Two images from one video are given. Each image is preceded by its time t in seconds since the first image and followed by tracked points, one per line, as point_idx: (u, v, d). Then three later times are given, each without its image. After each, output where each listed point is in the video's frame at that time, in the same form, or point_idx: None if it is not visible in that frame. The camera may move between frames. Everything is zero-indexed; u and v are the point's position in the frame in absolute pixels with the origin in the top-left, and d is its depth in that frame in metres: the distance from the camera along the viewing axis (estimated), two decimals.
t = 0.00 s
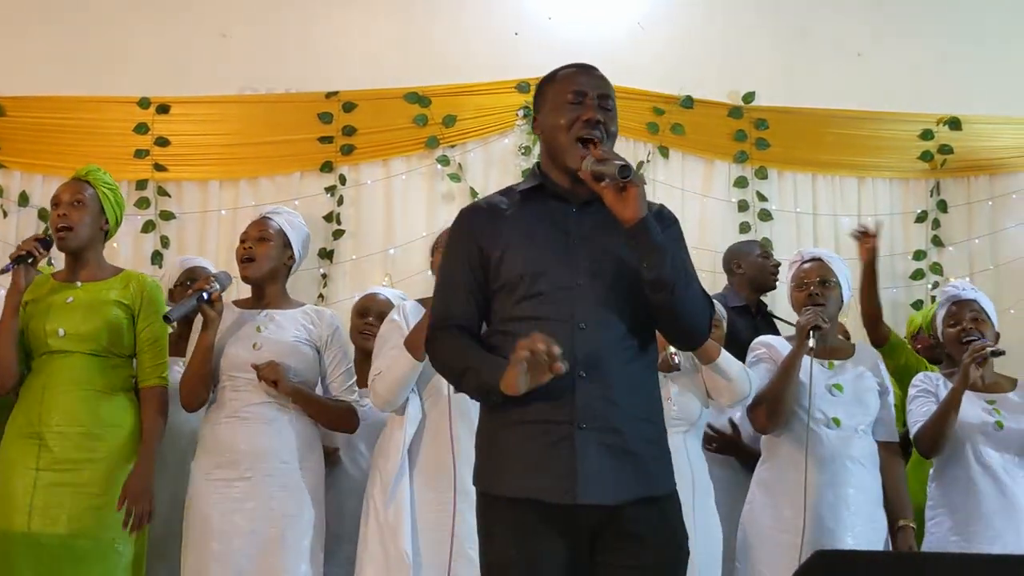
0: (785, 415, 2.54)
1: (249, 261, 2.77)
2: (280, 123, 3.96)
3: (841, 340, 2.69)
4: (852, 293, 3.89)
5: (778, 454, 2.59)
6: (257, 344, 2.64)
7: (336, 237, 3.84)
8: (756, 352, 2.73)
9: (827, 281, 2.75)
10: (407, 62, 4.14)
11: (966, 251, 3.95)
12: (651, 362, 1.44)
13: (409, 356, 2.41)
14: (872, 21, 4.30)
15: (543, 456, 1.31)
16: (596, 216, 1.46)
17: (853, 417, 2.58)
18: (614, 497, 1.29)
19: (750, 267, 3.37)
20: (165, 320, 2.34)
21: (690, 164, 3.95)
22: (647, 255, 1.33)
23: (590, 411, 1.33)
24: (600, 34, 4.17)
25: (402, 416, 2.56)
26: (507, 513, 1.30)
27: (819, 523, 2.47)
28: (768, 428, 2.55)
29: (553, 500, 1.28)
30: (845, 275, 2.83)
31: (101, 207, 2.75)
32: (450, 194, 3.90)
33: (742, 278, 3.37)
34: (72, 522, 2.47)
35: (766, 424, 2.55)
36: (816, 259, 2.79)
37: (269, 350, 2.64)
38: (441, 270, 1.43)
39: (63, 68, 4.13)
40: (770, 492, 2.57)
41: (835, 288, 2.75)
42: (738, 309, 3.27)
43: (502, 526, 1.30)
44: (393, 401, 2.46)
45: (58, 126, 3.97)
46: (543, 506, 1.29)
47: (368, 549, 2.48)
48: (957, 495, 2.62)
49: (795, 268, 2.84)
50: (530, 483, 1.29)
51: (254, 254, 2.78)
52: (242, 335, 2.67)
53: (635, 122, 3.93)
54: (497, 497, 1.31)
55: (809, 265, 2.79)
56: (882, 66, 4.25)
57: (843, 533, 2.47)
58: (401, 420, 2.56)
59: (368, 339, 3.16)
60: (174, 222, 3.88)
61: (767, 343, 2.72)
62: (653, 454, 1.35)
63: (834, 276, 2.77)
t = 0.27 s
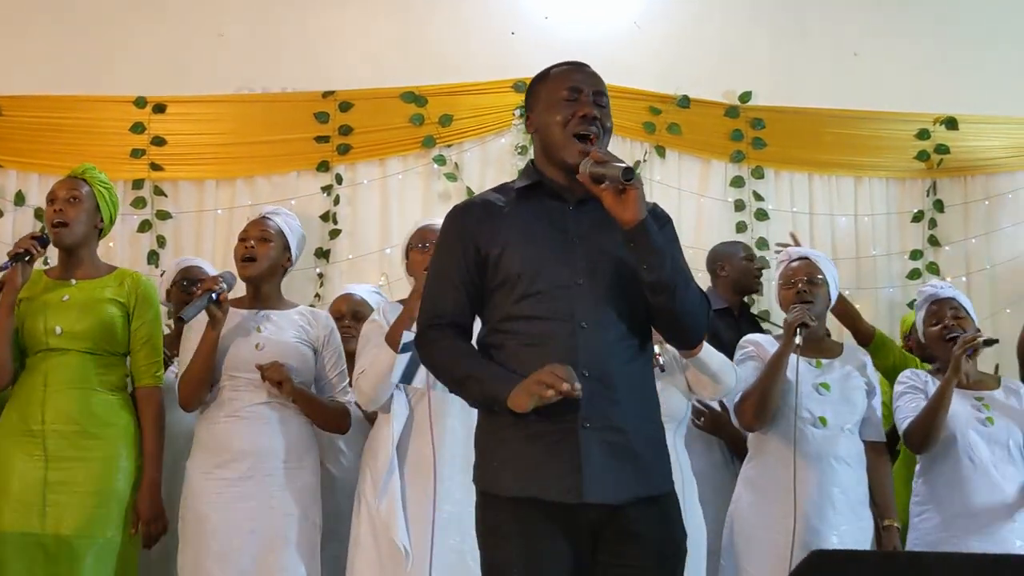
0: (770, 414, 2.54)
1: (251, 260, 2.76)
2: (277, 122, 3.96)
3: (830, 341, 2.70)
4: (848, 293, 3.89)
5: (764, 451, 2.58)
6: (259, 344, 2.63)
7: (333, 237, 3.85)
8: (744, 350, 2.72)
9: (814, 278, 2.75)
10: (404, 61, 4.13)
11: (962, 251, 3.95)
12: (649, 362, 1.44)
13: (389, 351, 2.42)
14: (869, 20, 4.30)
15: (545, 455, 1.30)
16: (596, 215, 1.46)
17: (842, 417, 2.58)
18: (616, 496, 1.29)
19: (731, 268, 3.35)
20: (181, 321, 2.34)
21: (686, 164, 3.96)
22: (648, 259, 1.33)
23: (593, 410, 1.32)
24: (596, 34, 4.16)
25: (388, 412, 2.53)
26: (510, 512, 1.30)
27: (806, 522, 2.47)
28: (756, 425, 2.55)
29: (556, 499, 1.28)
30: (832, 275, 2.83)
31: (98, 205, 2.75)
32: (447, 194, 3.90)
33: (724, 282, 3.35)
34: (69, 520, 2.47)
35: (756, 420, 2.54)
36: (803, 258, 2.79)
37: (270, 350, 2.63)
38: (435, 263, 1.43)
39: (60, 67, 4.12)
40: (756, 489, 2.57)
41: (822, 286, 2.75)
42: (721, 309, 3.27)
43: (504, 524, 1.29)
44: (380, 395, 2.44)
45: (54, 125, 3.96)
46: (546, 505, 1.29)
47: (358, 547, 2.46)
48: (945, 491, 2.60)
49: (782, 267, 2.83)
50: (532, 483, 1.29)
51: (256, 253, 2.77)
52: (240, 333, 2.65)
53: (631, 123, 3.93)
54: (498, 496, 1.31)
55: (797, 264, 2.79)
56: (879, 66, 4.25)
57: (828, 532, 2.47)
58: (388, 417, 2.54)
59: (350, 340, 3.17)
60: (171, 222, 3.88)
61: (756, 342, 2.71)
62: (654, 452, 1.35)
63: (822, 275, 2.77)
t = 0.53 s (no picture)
0: (760, 417, 2.53)
1: (251, 260, 2.76)
2: (274, 122, 3.96)
3: (819, 341, 2.69)
4: (845, 292, 3.89)
5: (756, 453, 2.57)
6: (263, 344, 2.62)
7: (330, 237, 3.84)
8: (736, 349, 2.71)
9: (803, 277, 2.76)
10: (401, 61, 4.13)
11: (959, 251, 3.95)
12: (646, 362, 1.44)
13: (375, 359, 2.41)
14: (866, 20, 4.31)
15: (544, 457, 1.30)
16: (596, 215, 1.46)
17: (832, 419, 2.58)
18: (615, 498, 1.29)
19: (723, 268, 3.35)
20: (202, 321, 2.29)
21: (683, 163, 3.96)
22: (648, 263, 1.34)
23: (593, 412, 1.32)
24: (593, 34, 4.16)
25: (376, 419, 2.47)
26: (509, 513, 1.29)
27: (798, 522, 2.46)
28: (746, 427, 2.54)
29: (554, 500, 1.28)
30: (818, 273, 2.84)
31: (95, 206, 2.75)
32: (444, 193, 3.89)
33: (714, 279, 3.35)
34: (65, 519, 2.47)
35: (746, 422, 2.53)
36: (791, 259, 2.79)
37: (275, 352, 2.62)
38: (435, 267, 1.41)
39: (56, 66, 4.12)
40: (747, 491, 2.56)
41: (810, 285, 2.75)
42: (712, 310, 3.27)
43: (502, 526, 1.29)
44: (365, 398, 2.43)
45: (51, 124, 3.96)
46: (544, 507, 1.29)
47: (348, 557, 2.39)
48: (940, 493, 2.60)
49: (771, 267, 2.83)
50: (531, 485, 1.29)
51: (255, 253, 2.77)
52: (242, 332, 2.63)
53: (628, 122, 3.93)
54: (497, 497, 1.31)
55: (785, 264, 2.79)
56: (876, 66, 4.26)
57: (819, 532, 2.47)
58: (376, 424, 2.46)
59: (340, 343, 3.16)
60: (167, 222, 3.88)
61: (746, 343, 2.70)
62: (650, 453, 1.35)
63: (810, 275, 2.77)
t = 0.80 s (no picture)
0: (761, 413, 2.53)
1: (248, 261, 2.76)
2: (271, 121, 3.96)
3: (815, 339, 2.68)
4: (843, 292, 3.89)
5: (755, 450, 2.59)
6: (266, 344, 2.63)
7: (327, 236, 3.83)
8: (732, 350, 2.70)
9: (800, 276, 2.76)
10: (398, 60, 4.13)
11: (957, 250, 3.96)
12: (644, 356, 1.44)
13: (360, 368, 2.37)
14: (863, 19, 4.31)
15: (544, 458, 1.30)
16: (585, 215, 1.46)
17: (833, 416, 2.58)
18: (616, 497, 1.29)
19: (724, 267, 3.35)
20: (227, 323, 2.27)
21: (681, 163, 3.96)
22: (645, 258, 1.33)
23: (591, 411, 1.32)
24: (590, 34, 4.16)
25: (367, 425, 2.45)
26: (509, 513, 1.29)
27: (796, 522, 2.46)
28: (745, 425, 2.54)
29: (556, 501, 1.28)
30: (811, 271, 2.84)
31: (93, 206, 2.75)
32: (441, 193, 3.89)
33: (715, 278, 3.35)
34: (62, 519, 2.46)
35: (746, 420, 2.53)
36: (787, 258, 2.79)
37: (277, 353, 2.64)
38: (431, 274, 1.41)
39: (54, 66, 4.11)
40: (746, 490, 2.57)
41: (807, 284, 2.76)
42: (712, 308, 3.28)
43: (502, 526, 1.29)
44: (394, 397, 2.37)
45: (48, 123, 3.95)
46: (545, 507, 1.29)
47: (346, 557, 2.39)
48: (943, 490, 2.60)
49: (766, 266, 2.83)
50: (531, 485, 1.29)
51: (253, 254, 2.77)
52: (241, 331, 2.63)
53: (625, 122, 3.93)
54: (497, 497, 1.31)
55: (781, 263, 2.79)
56: (873, 65, 4.26)
57: (820, 532, 2.47)
58: (368, 428, 2.43)
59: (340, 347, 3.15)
60: (165, 221, 3.87)
61: (744, 343, 2.70)
62: (649, 451, 1.35)
63: (806, 273, 2.78)
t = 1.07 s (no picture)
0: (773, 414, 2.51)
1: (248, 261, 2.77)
2: (269, 121, 3.96)
3: (823, 339, 2.68)
4: (841, 291, 3.89)
5: (761, 451, 2.59)
6: (268, 346, 2.64)
7: (325, 236, 3.83)
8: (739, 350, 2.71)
9: (807, 275, 2.76)
10: (396, 60, 4.13)
11: (955, 250, 3.96)
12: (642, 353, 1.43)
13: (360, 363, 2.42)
14: (861, 19, 4.31)
15: (539, 460, 1.31)
16: (581, 215, 1.46)
17: (842, 415, 2.59)
18: (614, 497, 1.29)
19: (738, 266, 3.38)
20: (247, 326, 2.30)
21: (679, 163, 3.95)
22: (641, 250, 1.33)
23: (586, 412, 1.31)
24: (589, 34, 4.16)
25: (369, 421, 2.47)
26: (506, 512, 1.30)
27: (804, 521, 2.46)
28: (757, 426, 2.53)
29: (552, 502, 1.29)
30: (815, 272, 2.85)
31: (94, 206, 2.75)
32: (440, 193, 3.90)
33: (730, 278, 3.38)
34: (62, 521, 2.46)
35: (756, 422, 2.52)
36: (792, 257, 2.79)
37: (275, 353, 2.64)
38: (428, 278, 1.41)
39: (52, 66, 4.11)
40: (752, 490, 2.57)
41: (814, 284, 2.77)
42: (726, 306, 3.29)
43: (500, 528, 1.30)
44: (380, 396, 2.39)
45: (46, 123, 3.95)
46: (541, 507, 1.29)
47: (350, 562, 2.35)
48: (949, 491, 2.60)
49: (771, 266, 2.82)
50: (528, 487, 1.30)
51: (253, 254, 2.77)
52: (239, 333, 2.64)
53: (623, 122, 3.92)
54: (496, 498, 1.31)
55: (787, 263, 2.79)
56: (871, 65, 4.26)
57: (830, 531, 2.47)
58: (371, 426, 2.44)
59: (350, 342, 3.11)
60: (163, 221, 3.87)
61: (753, 342, 2.70)
62: (648, 450, 1.35)
63: (812, 273, 2.79)
